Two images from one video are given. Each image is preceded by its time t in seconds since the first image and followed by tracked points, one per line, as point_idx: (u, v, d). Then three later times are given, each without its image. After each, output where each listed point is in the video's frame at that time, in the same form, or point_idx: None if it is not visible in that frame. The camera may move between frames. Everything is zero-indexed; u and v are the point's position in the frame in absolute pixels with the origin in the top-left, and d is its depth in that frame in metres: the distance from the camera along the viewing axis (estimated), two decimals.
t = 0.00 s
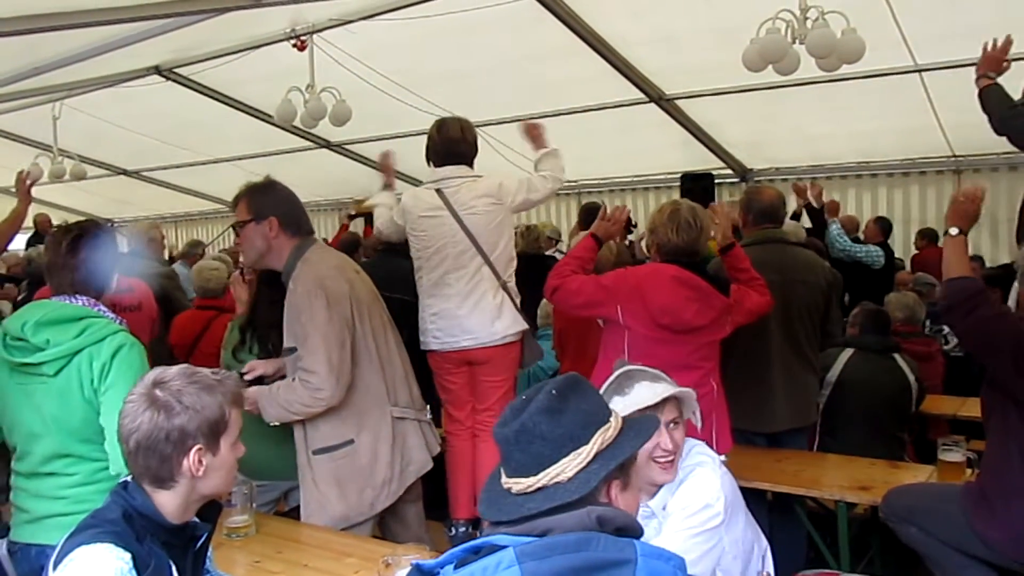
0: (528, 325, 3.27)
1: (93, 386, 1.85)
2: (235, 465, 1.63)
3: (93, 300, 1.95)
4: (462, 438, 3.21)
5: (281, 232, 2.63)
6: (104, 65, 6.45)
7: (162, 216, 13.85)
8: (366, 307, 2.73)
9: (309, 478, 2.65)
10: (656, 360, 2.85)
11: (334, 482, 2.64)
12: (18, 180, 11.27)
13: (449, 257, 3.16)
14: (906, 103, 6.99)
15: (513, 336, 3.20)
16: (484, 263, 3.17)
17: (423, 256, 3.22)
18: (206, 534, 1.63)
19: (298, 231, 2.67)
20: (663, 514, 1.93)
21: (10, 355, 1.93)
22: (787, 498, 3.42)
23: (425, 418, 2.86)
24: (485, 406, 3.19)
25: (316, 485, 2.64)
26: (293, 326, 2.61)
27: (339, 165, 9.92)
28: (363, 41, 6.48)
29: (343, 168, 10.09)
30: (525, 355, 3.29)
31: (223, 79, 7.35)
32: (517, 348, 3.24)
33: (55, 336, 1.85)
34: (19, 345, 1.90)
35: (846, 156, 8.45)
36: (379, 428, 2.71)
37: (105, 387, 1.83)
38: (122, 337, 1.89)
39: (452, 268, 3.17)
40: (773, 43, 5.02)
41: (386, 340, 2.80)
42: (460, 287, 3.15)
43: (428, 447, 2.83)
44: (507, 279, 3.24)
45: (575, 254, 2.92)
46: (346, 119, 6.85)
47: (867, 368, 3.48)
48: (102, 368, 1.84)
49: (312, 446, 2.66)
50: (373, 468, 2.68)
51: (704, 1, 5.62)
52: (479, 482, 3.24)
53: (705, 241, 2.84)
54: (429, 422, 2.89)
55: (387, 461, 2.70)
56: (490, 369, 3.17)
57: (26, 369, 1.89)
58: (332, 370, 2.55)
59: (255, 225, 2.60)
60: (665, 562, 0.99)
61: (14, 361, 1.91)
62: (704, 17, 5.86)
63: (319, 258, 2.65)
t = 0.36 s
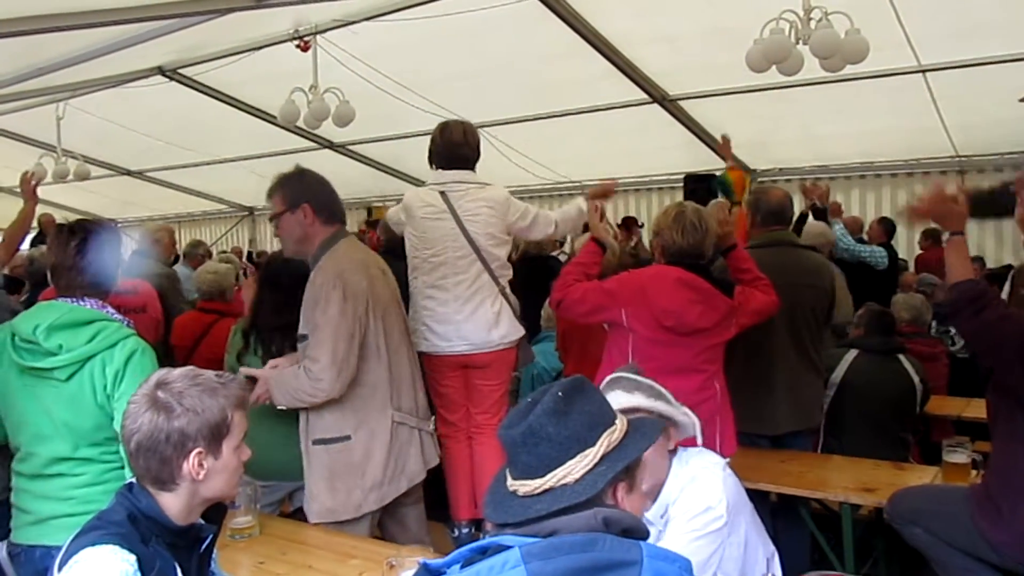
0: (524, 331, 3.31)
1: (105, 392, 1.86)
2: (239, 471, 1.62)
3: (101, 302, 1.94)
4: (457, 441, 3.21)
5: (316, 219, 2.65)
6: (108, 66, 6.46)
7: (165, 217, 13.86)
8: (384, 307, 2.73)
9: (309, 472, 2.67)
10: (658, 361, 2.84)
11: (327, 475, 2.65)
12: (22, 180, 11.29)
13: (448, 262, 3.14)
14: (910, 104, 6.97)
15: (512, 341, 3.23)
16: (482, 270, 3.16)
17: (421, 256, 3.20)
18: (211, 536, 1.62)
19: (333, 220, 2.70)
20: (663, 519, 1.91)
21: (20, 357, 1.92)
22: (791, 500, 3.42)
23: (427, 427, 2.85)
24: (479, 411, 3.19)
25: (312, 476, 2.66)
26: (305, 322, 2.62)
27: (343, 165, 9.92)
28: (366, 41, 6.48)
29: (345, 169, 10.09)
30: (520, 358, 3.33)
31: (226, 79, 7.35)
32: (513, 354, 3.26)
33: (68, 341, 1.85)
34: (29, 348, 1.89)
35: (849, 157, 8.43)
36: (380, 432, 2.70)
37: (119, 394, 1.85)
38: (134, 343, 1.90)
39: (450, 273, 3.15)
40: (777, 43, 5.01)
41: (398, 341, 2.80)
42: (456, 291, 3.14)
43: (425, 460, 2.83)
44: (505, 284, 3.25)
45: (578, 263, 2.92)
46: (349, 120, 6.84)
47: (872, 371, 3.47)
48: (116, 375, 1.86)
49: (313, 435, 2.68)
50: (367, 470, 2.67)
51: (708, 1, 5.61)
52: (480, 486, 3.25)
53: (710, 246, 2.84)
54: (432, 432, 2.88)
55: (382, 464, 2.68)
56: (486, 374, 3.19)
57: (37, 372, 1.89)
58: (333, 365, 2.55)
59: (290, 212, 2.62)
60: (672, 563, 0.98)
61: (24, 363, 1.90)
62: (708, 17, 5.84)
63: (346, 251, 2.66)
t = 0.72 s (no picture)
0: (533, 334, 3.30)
1: (114, 400, 1.86)
2: (236, 479, 1.61)
3: (108, 307, 1.94)
4: (469, 445, 3.21)
5: (357, 217, 2.73)
6: (109, 70, 6.47)
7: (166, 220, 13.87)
8: (400, 316, 2.76)
9: (303, 459, 2.70)
10: (659, 364, 2.84)
11: (318, 468, 2.67)
12: (23, 183, 11.29)
13: (453, 269, 3.14)
14: (911, 109, 6.98)
15: (523, 342, 3.23)
16: (486, 274, 3.16)
17: (422, 261, 3.20)
18: (210, 541, 1.61)
19: (372, 218, 2.76)
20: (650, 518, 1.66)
21: (27, 362, 1.90)
22: (791, 505, 3.41)
23: (423, 443, 2.84)
24: (491, 413, 3.20)
25: (305, 464, 2.69)
26: (322, 317, 2.64)
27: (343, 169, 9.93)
28: (367, 46, 6.49)
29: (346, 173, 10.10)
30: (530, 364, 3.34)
31: (228, 83, 7.36)
32: (523, 358, 3.27)
33: (77, 349, 1.84)
34: (37, 355, 1.87)
35: (850, 161, 8.43)
36: (376, 437, 2.70)
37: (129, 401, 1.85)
38: (142, 350, 1.90)
39: (456, 280, 3.15)
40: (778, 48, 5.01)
41: (408, 345, 2.80)
42: (465, 298, 3.13)
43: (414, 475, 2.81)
44: (510, 289, 3.24)
45: (578, 266, 2.93)
46: (351, 124, 6.85)
47: (873, 375, 3.46)
48: (125, 383, 1.85)
49: (313, 425, 2.72)
50: (359, 473, 2.66)
51: (709, 6, 5.62)
52: (484, 489, 3.24)
53: (715, 251, 2.85)
54: (427, 447, 2.86)
55: (375, 469, 2.67)
56: (495, 378, 3.19)
57: (45, 379, 1.88)
58: (343, 360, 2.56)
59: (335, 205, 2.70)
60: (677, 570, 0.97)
61: (32, 369, 1.89)
62: (709, 23, 5.85)
63: (376, 253, 2.71)
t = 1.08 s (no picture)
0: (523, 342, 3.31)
1: (111, 409, 1.85)
2: (234, 491, 1.61)
3: (101, 315, 1.92)
4: (457, 454, 3.20)
5: (360, 224, 2.75)
6: (107, 77, 6.47)
7: (164, 227, 13.86)
8: (406, 322, 2.75)
9: (308, 463, 2.69)
10: (659, 370, 2.84)
11: (320, 474, 2.66)
12: (21, 190, 11.29)
13: (448, 277, 3.14)
14: (908, 113, 6.99)
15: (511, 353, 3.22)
16: (482, 281, 3.17)
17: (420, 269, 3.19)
18: (207, 551, 1.60)
19: (376, 226, 2.77)
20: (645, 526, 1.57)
21: (22, 373, 1.89)
22: (791, 511, 3.40)
23: (424, 455, 2.81)
24: (479, 421, 3.18)
25: (308, 470, 2.68)
26: (326, 323, 2.65)
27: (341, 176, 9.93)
28: (365, 52, 6.50)
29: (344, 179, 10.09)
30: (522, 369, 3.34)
31: (226, 90, 7.37)
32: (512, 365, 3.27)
33: (72, 359, 1.83)
34: (32, 366, 1.86)
35: (847, 166, 8.44)
36: (379, 445, 2.69)
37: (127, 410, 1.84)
38: (138, 357, 1.89)
39: (450, 289, 3.14)
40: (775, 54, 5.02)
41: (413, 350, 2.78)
42: (457, 306, 3.13)
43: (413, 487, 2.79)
44: (503, 296, 3.25)
45: (582, 272, 2.92)
46: (348, 130, 6.85)
47: (872, 381, 3.46)
48: (122, 391, 1.84)
49: (317, 431, 2.70)
50: (361, 479, 2.65)
51: (706, 12, 5.63)
52: (475, 495, 3.23)
53: (713, 256, 2.84)
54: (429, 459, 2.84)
55: (378, 475, 2.66)
56: (485, 384, 3.19)
57: (41, 390, 1.87)
58: (347, 364, 2.57)
59: (340, 214, 2.74)
60: None
61: (27, 380, 1.88)
62: (706, 29, 5.87)
63: (384, 258, 2.72)
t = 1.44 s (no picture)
0: (530, 348, 3.30)
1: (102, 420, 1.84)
2: (228, 502, 1.61)
3: (87, 326, 1.91)
4: (462, 461, 3.18)
5: (351, 234, 2.76)
6: (101, 85, 6.47)
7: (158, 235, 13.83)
8: (396, 333, 2.74)
9: (298, 472, 2.72)
10: (651, 380, 2.84)
11: (309, 483, 2.69)
12: (14, 198, 11.26)
13: (450, 283, 3.15)
14: (901, 120, 7.01)
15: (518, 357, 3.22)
16: (483, 288, 3.17)
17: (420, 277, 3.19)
18: (201, 563, 1.59)
19: (366, 233, 2.78)
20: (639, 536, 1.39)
21: (11, 387, 1.89)
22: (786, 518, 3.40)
23: (416, 471, 2.79)
24: (485, 429, 3.17)
25: (299, 478, 2.71)
26: (317, 332, 2.66)
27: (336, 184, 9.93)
28: (360, 60, 6.50)
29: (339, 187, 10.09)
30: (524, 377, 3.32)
31: (220, 98, 7.37)
32: (518, 372, 3.26)
33: (60, 370, 1.82)
34: (19, 379, 1.85)
35: (840, 173, 8.46)
36: (366, 458, 2.68)
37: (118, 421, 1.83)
38: (128, 366, 1.89)
39: (453, 295, 3.15)
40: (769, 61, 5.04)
41: (404, 362, 2.77)
42: (459, 313, 3.14)
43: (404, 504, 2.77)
44: (506, 303, 3.26)
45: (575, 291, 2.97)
46: (343, 138, 6.85)
47: (865, 386, 3.47)
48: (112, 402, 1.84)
49: (308, 441, 2.72)
50: (344, 492, 2.65)
51: (699, 20, 5.65)
52: (476, 504, 3.18)
53: (704, 261, 2.86)
54: (421, 475, 2.82)
55: (363, 490, 2.66)
56: (491, 393, 3.19)
57: (29, 403, 1.86)
58: (332, 376, 2.57)
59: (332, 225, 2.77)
60: None
61: (16, 394, 1.87)
62: (700, 37, 5.89)
63: (373, 269, 2.72)
